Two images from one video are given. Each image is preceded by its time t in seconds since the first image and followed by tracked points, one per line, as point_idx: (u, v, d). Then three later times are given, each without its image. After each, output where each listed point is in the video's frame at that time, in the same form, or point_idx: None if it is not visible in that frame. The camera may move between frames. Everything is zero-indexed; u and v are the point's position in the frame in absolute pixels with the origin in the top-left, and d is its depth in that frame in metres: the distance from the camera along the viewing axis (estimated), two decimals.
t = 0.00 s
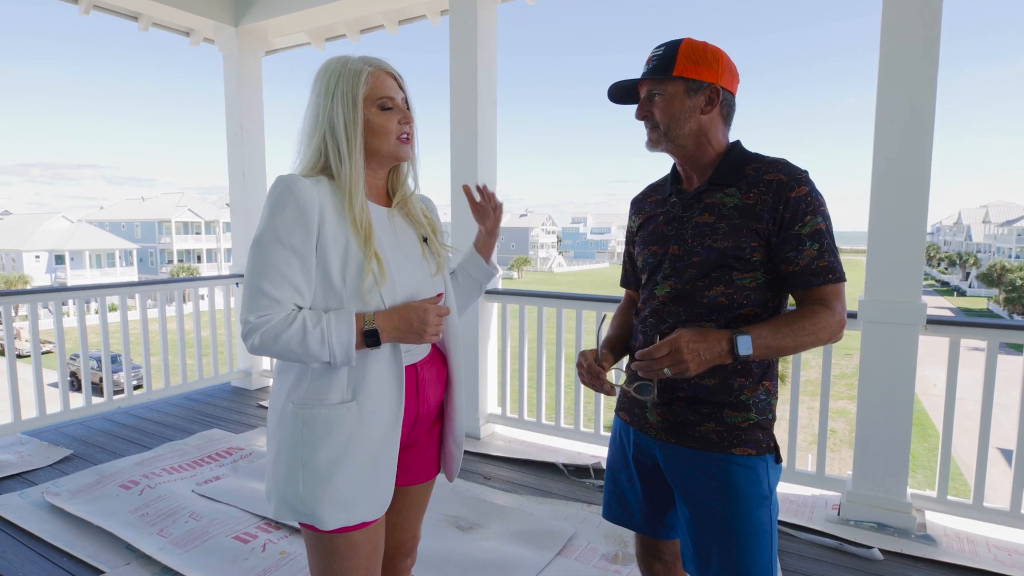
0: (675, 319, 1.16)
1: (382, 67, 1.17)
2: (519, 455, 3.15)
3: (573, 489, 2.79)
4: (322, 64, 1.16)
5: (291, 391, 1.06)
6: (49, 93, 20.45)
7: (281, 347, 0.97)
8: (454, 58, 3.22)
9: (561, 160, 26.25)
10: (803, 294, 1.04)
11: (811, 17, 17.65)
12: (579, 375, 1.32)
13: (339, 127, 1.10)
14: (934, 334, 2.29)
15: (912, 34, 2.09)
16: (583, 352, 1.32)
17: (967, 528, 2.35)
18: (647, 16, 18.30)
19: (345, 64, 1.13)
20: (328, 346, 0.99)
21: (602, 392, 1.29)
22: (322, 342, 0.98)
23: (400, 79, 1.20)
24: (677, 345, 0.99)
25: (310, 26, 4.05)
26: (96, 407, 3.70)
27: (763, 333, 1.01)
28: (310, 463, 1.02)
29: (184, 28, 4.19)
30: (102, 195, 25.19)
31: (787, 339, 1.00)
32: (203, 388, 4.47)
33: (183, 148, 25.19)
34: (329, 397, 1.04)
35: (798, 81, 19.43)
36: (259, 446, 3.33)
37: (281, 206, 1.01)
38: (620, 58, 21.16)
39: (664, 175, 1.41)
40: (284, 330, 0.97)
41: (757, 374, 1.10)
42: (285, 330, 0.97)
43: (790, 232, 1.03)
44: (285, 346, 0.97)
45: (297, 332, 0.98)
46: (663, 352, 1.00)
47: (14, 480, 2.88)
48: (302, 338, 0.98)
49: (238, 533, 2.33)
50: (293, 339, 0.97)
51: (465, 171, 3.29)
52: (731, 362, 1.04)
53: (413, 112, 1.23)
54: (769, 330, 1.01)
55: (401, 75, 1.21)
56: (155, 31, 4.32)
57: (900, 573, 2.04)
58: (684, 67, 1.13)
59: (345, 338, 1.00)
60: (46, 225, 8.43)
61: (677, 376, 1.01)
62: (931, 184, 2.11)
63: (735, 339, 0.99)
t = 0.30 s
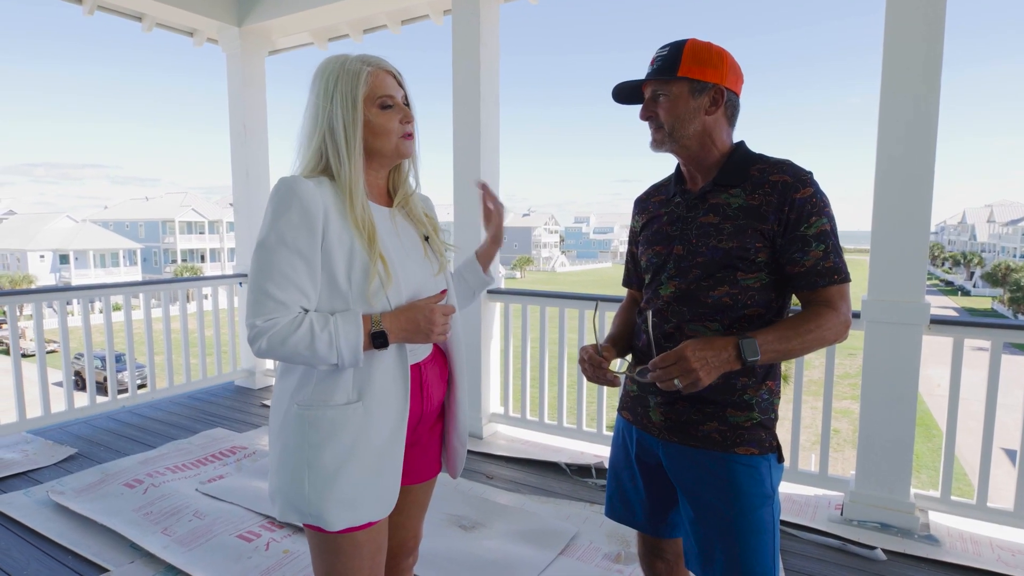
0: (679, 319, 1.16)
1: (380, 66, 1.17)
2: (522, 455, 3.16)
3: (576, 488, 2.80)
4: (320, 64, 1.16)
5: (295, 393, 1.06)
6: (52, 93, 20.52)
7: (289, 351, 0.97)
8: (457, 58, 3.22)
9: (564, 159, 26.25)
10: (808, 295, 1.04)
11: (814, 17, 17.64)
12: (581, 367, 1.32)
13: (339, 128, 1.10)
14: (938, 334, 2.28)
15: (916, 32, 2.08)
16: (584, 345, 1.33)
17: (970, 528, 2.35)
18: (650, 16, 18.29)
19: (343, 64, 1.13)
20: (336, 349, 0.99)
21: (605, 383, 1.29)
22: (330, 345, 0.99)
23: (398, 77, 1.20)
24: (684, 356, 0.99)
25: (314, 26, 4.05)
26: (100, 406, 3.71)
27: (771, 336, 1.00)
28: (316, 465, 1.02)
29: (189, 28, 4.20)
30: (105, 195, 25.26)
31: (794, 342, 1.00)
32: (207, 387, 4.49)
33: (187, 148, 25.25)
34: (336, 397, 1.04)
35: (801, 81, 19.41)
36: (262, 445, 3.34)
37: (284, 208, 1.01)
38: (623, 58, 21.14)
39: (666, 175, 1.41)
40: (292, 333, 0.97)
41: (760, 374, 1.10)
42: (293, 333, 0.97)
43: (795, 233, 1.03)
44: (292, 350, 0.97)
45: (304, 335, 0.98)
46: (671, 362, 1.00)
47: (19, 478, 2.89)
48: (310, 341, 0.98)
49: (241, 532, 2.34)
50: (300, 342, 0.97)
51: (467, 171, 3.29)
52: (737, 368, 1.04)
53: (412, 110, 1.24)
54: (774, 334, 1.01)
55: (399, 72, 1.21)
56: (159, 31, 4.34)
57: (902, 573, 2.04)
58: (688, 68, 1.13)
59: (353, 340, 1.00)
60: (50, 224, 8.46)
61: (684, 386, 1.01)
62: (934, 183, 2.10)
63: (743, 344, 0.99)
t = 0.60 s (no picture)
0: (684, 319, 1.16)
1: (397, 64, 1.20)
2: (525, 454, 3.16)
3: (579, 488, 2.80)
4: (336, 58, 1.15)
5: (300, 397, 1.07)
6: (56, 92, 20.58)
7: (295, 357, 0.98)
8: (460, 58, 3.23)
9: (567, 159, 26.24)
10: (812, 295, 1.04)
11: (816, 16, 17.63)
12: (587, 366, 1.32)
13: (355, 124, 1.10)
14: (941, 334, 2.28)
15: (919, 32, 2.08)
16: (589, 344, 1.33)
17: (974, 529, 2.34)
18: (653, 15, 18.28)
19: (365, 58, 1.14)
20: (342, 354, 1.00)
21: (609, 381, 1.29)
22: (337, 350, 1.00)
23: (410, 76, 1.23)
24: (687, 357, 0.99)
25: (317, 25, 4.06)
26: (105, 405, 3.73)
27: (774, 337, 1.01)
28: (321, 469, 1.03)
29: (193, 28, 4.22)
30: (109, 194, 25.31)
31: (797, 342, 1.00)
32: (211, 386, 4.51)
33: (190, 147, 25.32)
34: (339, 401, 1.05)
35: (804, 80, 19.38)
36: (266, 444, 3.36)
37: (288, 213, 1.01)
38: (626, 57, 21.12)
39: (671, 175, 1.42)
40: (298, 339, 0.98)
41: (764, 373, 1.10)
42: (299, 339, 0.98)
43: (799, 233, 1.03)
44: (298, 355, 0.98)
45: (311, 341, 0.98)
46: (673, 364, 1.01)
47: (24, 477, 2.91)
48: (316, 347, 0.99)
49: (245, 530, 2.35)
50: (306, 348, 0.98)
51: (471, 170, 3.30)
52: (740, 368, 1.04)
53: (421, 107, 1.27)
54: (778, 335, 1.01)
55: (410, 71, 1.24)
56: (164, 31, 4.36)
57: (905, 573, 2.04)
58: (692, 70, 1.13)
59: (359, 345, 1.01)
60: (54, 224, 8.50)
61: (688, 388, 1.00)
62: (938, 183, 2.10)
63: (746, 345, 0.99)
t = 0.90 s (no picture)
0: (690, 319, 1.16)
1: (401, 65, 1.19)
2: (529, 454, 3.17)
3: (583, 488, 2.80)
4: (340, 60, 1.17)
5: (305, 395, 1.08)
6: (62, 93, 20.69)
7: (301, 352, 0.98)
8: (465, 59, 3.24)
9: (571, 160, 26.23)
10: (819, 295, 1.04)
11: (821, 17, 17.59)
12: (594, 366, 1.32)
13: (358, 125, 1.11)
14: (947, 335, 2.27)
15: (925, 32, 2.08)
16: (596, 343, 1.33)
17: (981, 531, 2.33)
18: (657, 15, 18.26)
19: (366, 61, 1.14)
20: (348, 350, 1.00)
21: (616, 380, 1.29)
22: (343, 346, 1.00)
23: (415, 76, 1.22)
24: (692, 356, 0.99)
25: (322, 26, 4.07)
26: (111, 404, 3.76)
27: (780, 337, 1.01)
28: (326, 467, 1.03)
29: (198, 30, 4.25)
30: (114, 195, 25.43)
31: (804, 342, 1.00)
32: (216, 386, 4.53)
33: (195, 148, 25.43)
34: (345, 399, 1.05)
35: (809, 81, 19.34)
36: (272, 443, 3.37)
37: (297, 209, 1.02)
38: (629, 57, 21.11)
39: (678, 175, 1.42)
40: (305, 335, 0.99)
41: (771, 373, 1.10)
42: (306, 335, 0.99)
43: (807, 232, 1.03)
44: (305, 351, 0.99)
45: (318, 337, 0.99)
46: (679, 363, 1.00)
47: (32, 475, 2.93)
48: (323, 343, 0.99)
49: (251, 529, 2.36)
50: (313, 343, 0.99)
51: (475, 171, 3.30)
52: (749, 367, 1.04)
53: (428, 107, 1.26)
54: (784, 334, 1.01)
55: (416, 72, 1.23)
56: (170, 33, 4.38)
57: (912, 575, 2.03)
58: (698, 70, 1.13)
59: (365, 341, 1.02)
60: (60, 224, 8.54)
61: (694, 387, 1.01)
62: (945, 183, 2.10)
63: (751, 344, 0.99)
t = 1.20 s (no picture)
0: (694, 318, 1.16)
1: (395, 67, 1.17)
2: (533, 454, 3.17)
3: (588, 488, 2.80)
4: (332, 66, 1.18)
5: (308, 390, 1.09)
6: (69, 94, 20.80)
7: (300, 347, 0.99)
8: (470, 58, 3.24)
9: (575, 159, 26.20)
10: (825, 295, 1.03)
11: (825, 16, 17.57)
12: (599, 366, 1.32)
13: (350, 130, 1.12)
14: (954, 335, 2.26)
15: (930, 31, 2.07)
16: (601, 343, 1.33)
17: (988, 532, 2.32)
18: (660, 14, 18.25)
19: (355, 65, 1.13)
20: (346, 346, 1.01)
21: (622, 381, 1.29)
22: (340, 342, 1.01)
23: (413, 77, 1.20)
24: (697, 351, 0.99)
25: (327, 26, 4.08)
26: (117, 403, 3.78)
27: (785, 335, 1.00)
28: (326, 462, 1.04)
29: (204, 30, 4.27)
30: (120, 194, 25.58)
31: (809, 340, 1.00)
32: (222, 385, 4.55)
33: (200, 148, 25.55)
34: (346, 395, 1.06)
35: (814, 80, 19.28)
36: (277, 442, 3.38)
37: (297, 207, 1.03)
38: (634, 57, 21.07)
39: (683, 175, 1.41)
40: (303, 330, 0.99)
41: (776, 373, 1.10)
42: (304, 330, 0.99)
43: (813, 232, 1.03)
44: (304, 347, 0.99)
45: (316, 333, 1.00)
46: (685, 357, 1.01)
47: (39, 473, 2.95)
48: (321, 339, 1.00)
49: (257, 528, 2.37)
50: (311, 339, 0.99)
51: (480, 171, 3.30)
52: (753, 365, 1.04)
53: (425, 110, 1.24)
54: (789, 331, 1.01)
55: (413, 73, 1.21)
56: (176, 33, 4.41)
57: None
58: (703, 69, 1.13)
59: (362, 337, 1.02)
60: (67, 224, 8.60)
61: (698, 382, 1.01)
62: (952, 182, 2.08)
63: (757, 340, 0.99)
